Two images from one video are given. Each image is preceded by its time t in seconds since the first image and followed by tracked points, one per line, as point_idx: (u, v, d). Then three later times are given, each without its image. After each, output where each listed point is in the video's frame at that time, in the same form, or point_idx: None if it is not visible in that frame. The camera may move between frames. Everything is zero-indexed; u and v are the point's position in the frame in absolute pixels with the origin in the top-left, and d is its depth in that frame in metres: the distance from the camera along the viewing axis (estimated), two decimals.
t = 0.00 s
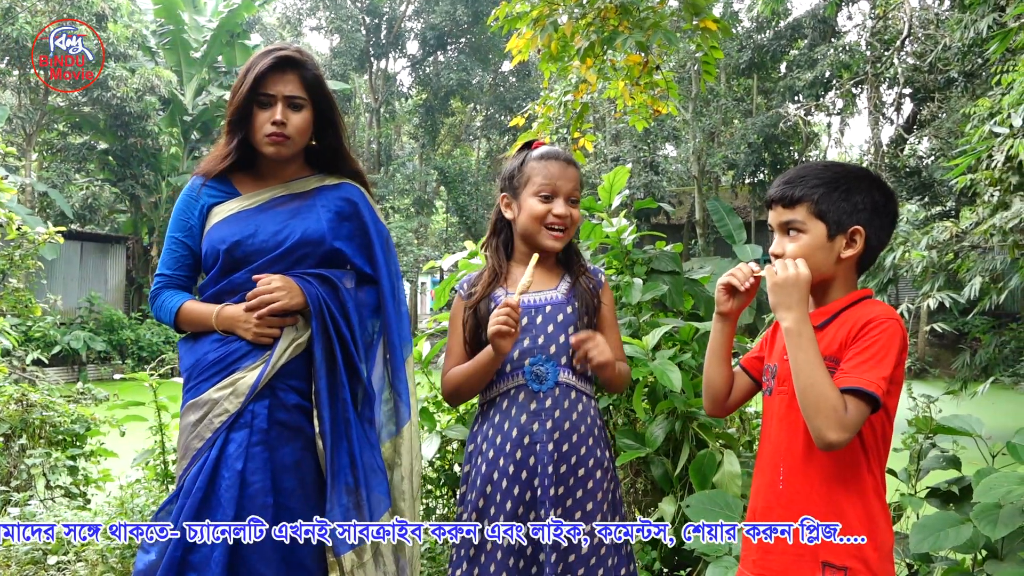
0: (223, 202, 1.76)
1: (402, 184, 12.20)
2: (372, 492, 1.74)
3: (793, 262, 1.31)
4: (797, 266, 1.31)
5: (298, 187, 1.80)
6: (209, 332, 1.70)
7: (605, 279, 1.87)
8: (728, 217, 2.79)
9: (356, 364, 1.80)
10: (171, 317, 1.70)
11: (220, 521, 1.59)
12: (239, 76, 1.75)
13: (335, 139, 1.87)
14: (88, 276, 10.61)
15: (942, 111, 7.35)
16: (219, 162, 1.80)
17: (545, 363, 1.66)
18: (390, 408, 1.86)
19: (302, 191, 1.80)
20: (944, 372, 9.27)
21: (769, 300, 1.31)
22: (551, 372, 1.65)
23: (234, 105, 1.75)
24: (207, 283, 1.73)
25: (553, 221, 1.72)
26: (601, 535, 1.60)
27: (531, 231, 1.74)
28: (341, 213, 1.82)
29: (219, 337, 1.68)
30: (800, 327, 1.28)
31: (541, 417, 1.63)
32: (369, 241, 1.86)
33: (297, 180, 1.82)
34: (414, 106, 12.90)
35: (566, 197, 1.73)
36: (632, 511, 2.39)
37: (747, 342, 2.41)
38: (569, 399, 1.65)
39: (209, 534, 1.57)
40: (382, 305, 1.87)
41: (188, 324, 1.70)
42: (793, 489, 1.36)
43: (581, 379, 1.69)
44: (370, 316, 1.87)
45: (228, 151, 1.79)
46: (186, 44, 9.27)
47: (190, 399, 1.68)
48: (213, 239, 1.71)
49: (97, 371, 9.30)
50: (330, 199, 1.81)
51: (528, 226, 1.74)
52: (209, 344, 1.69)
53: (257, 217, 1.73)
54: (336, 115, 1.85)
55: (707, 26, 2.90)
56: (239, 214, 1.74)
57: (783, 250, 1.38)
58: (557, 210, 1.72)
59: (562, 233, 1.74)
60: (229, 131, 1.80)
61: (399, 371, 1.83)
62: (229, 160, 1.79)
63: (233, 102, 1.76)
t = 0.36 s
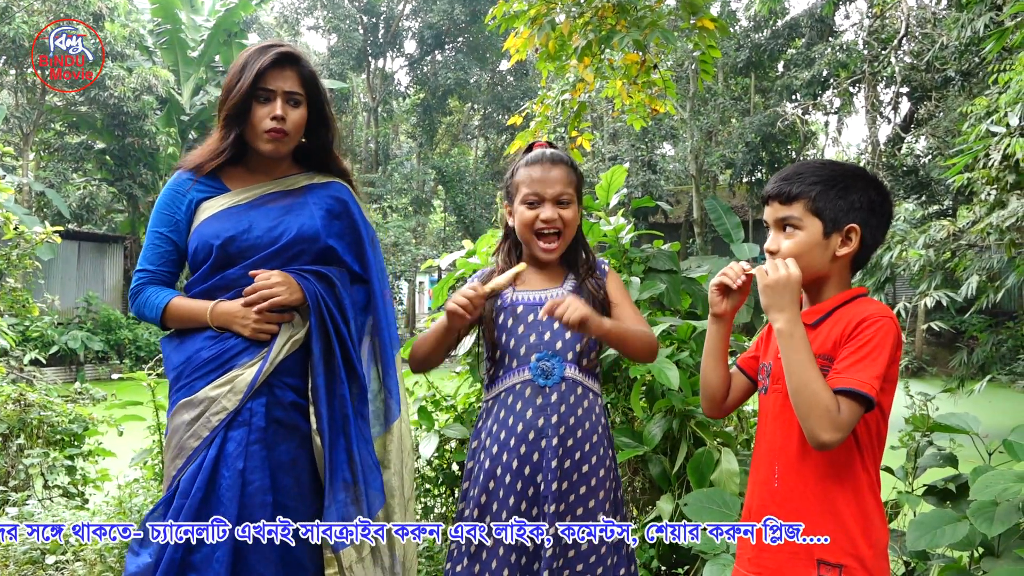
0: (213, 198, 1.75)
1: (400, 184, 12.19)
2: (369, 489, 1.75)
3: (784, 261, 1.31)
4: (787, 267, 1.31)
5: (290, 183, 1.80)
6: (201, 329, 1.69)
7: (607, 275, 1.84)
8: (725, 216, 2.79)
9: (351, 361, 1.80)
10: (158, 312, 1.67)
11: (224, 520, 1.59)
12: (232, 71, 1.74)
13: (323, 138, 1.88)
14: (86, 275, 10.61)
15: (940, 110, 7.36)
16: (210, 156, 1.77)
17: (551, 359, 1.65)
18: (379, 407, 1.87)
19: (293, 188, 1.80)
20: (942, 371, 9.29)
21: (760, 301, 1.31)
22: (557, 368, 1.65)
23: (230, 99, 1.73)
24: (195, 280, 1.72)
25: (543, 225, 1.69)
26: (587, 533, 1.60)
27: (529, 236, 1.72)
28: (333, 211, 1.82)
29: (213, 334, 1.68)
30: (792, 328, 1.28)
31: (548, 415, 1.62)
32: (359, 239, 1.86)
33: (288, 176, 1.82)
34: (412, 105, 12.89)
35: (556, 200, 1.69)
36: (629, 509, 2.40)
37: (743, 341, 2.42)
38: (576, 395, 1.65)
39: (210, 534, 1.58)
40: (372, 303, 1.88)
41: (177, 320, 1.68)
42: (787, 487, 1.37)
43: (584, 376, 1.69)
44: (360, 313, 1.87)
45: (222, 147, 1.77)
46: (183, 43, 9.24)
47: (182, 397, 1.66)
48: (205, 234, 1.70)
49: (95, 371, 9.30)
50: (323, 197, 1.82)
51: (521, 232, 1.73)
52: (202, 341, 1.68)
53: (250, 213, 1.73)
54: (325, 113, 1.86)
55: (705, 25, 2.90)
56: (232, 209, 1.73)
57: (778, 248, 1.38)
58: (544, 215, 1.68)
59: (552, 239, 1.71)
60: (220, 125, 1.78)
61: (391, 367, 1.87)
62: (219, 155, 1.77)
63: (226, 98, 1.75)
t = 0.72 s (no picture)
0: (202, 196, 1.70)
1: (396, 183, 12.17)
2: (365, 485, 1.76)
3: (761, 268, 1.29)
4: (763, 275, 1.29)
5: (279, 182, 1.78)
6: (199, 328, 1.65)
7: (601, 274, 1.65)
8: (720, 216, 2.79)
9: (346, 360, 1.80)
10: (148, 312, 1.61)
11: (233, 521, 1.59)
12: (231, 69, 1.69)
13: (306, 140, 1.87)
14: (80, 274, 10.59)
15: (934, 111, 7.38)
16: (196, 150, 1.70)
17: (525, 359, 1.61)
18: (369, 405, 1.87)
19: (282, 188, 1.78)
20: (936, 371, 9.32)
21: (741, 312, 1.31)
22: (529, 367, 1.60)
23: (233, 98, 1.67)
24: (186, 279, 1.67)
25: (505, 222, 1.64)
26: (546, 535, 1.53)
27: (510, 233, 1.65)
28: (319, 212, 1.80)
29: (214, 334, 1.65)
30: (775, 336, 1.27)
31: (529, 412, 1.58)
32: (342, 239, 1.85)
33: (276, 176, 1.80)
34: (408, 105, 12.89)
35: (515, 196, 1.63)
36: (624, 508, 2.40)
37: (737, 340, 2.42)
38: (548, 397, 1.58)
39: (229, 533, 1.58)
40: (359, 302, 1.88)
41: (171, 321, 1.63)
42: (777, 488, 1.37)
43: (577, 382, 1.62)
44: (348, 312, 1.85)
45: (222, 143, 1.68)
46: (178, 42, 9.20)
47: (185, 397, 1.62)
48: (201, 233, 1.66)
49: (89, 370, 9.27)
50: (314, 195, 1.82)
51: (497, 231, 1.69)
52: (200, 342, 1.64)
53: (246, 211, 1.70)
54: (310, 117, 1.85)
55: (700, 25, 2.91)
56: (225, 208, 1.69)
57: (769, 245, 1.38)
58: (505, 213, 1.64)
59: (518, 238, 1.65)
60: (212, 120, 1.73)
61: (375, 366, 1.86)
62: (204, 147, 1.69)
63: (217, 93, 1.70)
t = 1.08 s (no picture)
0: (201, 195, 1.67)
1: (392, 183, 12.15)
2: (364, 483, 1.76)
3: (751, 274, 1.28)
4: (754, 281, 1.28)
5: (271, 183, 1.77)
6: (203, 329, 1.62)
7: (568, 275, 1.58)
8: (716, 217, 2.79)
9: (344, 362, 1.79)
10: (149, 312, 1.57)
11: (245, 521, 1.58)
12: (233, 71, 1.67)
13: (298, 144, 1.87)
14: (75, 274, 10.57)
15: (929, 112, 7.41)
16: (191, 146, 1.67)
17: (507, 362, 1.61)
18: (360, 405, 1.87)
19: (275, 189, 1.77)
20: (931, 371, 9.36)
21: (736, 320, 1.30)
22: (510, 370, 1.61)
23: (237, 99, 1.66)
24: (184, 279, 1.64)
25: (492, 216, 1.65)
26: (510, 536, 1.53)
27: (504, 232, 1.64)
28: (309, 215, 1.81)
29: (218, 336, 1.62)
30: (772, 342, 1.26)
31: (512, 415, 1.58)
32: (327, 245, 1.86)
33: (268, 176, 1.78)
34: (404, 105, 12.89)
35: (503, 192, 1.64)
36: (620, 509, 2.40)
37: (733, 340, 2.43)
38: (529, 400, 1.58)
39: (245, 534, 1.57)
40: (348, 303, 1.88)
41: (174, 321, 1.60)
42: (774, 493, 1.37)
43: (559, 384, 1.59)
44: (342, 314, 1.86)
45: (225, 144, 1.66)
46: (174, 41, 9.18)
47: (190, 399, 1.59)
48: (205, 233, 1.64)
49: (84, 370, 9.25)
50: (303, 197, 1.82)
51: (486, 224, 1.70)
52: (202, 344, 1.61)
53: (246, 211, 1.69)
54: (303, 120, 1.84)
55: (696, 26, 2.91)
56: (224, 208, 1.67)
57: (765, 242, 1.38)
58: (495, 210, 1.65)
59: (504, 236, 1.64)
60: (208, 119, 1.70)
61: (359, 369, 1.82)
62: (198, 144, 1.66)
63: (215, 94, 1.69)
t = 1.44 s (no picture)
0: (205, 196, 1.67)
1: (395, 184, 12.16)
2: (367, 485, 1.75)
3: (745, 285, 1.28)
4: (747, 290, 1.28)
5: (274, 184, 1.77)
6: (207, 330, 1.62)
7: (550, 276, 1.55)
8: (721, 217, 2.78)
9: (346, 365, 1.79)
10: (153, 313, 1.57)
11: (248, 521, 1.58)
12: (238, 74, 1.67)
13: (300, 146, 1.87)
14: (80, 274, 10.60)
15: (934, 113, 7.38)
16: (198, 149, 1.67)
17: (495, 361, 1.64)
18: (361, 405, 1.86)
19: (276, 191, 1.77)
20: (935, 373, 9.34)
21: (738, 333, 1.28)
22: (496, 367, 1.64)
23: (241, 102, 1.66)
24: (187, 280, 1.64)
25: (491, 222, 1.65)
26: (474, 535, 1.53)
27: (506, 236, 1.63)
28: (311, 218, 1.82)
29: (222, 336, 1.62)
30: (777, 352, 1.25)
31: (510, 414, 1.56)
32: (328, 246, 1.87)
33: (271, 178, 1.78)
34: (408, 105, 12.91)
35: (502, 196, 1.63)
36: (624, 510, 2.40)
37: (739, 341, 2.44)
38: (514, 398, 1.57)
39: (227, 532, 1.54)
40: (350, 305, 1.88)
41: (177, 322, 1.60)
42: (774, 496, 1.36)
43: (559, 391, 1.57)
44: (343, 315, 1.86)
45: (231, 147, 1.66)
46: (178, 42, 9.18)
47: (193, 399, 1.59)
48: (209, 235, 1.64)
49: (88, 370, 9.28)
50: (305, 198, 1.82)
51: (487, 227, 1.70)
52: (206, 345, 1.61)
53: (251, 212, 1.69)
54: (308, 122, 1.84)
55: (701, 26, 2.91)
56: (227, 209, 1.67)
57: (763, 246, 1.37)
58: (495, 214, 1.64)
59: (506, 240, 1.64)
60: (212, 120, 1.70)
61: (363, 367, 1.82)
62: (203, 146, 1.66)
63: (219, 96, 1.68)
